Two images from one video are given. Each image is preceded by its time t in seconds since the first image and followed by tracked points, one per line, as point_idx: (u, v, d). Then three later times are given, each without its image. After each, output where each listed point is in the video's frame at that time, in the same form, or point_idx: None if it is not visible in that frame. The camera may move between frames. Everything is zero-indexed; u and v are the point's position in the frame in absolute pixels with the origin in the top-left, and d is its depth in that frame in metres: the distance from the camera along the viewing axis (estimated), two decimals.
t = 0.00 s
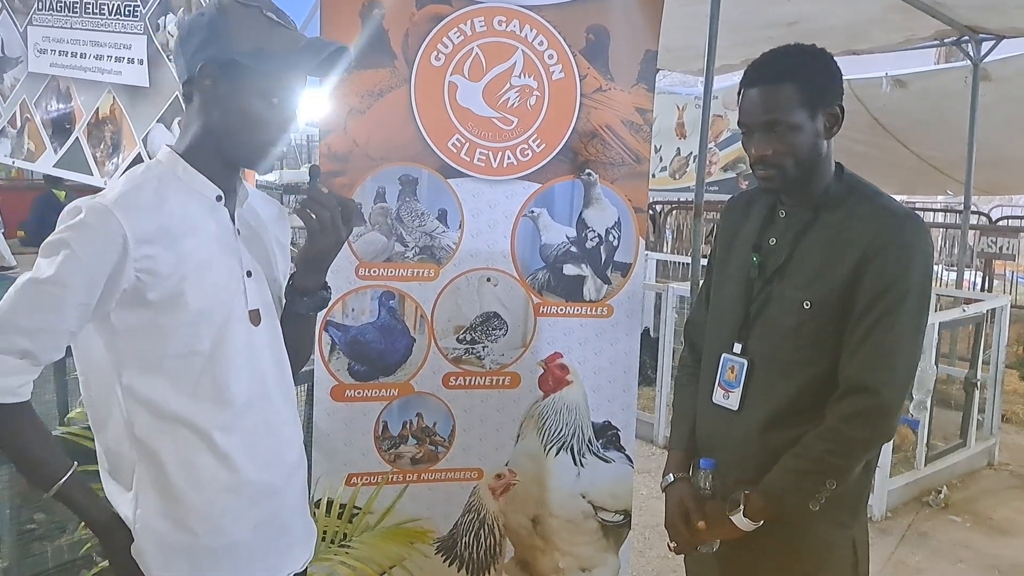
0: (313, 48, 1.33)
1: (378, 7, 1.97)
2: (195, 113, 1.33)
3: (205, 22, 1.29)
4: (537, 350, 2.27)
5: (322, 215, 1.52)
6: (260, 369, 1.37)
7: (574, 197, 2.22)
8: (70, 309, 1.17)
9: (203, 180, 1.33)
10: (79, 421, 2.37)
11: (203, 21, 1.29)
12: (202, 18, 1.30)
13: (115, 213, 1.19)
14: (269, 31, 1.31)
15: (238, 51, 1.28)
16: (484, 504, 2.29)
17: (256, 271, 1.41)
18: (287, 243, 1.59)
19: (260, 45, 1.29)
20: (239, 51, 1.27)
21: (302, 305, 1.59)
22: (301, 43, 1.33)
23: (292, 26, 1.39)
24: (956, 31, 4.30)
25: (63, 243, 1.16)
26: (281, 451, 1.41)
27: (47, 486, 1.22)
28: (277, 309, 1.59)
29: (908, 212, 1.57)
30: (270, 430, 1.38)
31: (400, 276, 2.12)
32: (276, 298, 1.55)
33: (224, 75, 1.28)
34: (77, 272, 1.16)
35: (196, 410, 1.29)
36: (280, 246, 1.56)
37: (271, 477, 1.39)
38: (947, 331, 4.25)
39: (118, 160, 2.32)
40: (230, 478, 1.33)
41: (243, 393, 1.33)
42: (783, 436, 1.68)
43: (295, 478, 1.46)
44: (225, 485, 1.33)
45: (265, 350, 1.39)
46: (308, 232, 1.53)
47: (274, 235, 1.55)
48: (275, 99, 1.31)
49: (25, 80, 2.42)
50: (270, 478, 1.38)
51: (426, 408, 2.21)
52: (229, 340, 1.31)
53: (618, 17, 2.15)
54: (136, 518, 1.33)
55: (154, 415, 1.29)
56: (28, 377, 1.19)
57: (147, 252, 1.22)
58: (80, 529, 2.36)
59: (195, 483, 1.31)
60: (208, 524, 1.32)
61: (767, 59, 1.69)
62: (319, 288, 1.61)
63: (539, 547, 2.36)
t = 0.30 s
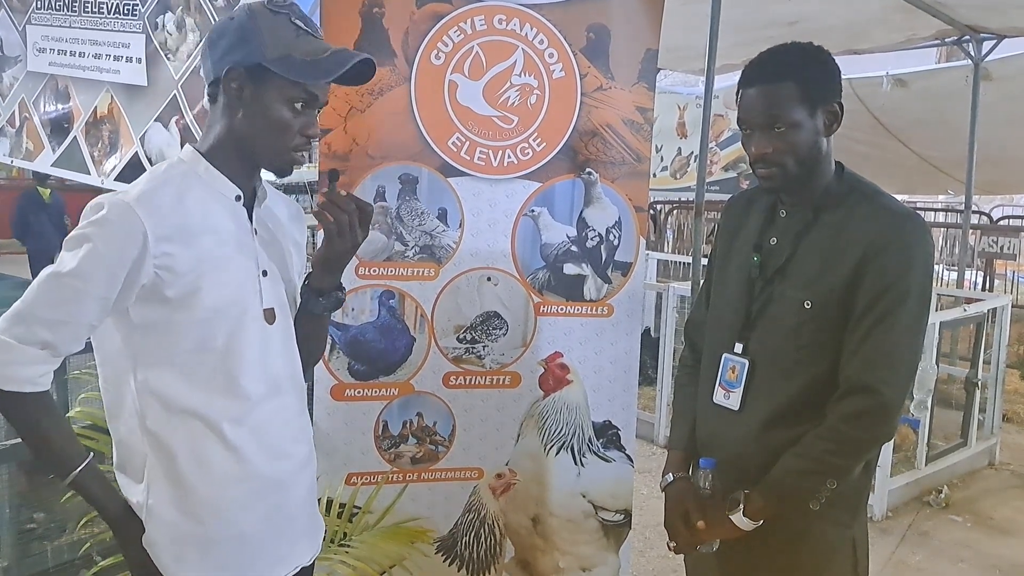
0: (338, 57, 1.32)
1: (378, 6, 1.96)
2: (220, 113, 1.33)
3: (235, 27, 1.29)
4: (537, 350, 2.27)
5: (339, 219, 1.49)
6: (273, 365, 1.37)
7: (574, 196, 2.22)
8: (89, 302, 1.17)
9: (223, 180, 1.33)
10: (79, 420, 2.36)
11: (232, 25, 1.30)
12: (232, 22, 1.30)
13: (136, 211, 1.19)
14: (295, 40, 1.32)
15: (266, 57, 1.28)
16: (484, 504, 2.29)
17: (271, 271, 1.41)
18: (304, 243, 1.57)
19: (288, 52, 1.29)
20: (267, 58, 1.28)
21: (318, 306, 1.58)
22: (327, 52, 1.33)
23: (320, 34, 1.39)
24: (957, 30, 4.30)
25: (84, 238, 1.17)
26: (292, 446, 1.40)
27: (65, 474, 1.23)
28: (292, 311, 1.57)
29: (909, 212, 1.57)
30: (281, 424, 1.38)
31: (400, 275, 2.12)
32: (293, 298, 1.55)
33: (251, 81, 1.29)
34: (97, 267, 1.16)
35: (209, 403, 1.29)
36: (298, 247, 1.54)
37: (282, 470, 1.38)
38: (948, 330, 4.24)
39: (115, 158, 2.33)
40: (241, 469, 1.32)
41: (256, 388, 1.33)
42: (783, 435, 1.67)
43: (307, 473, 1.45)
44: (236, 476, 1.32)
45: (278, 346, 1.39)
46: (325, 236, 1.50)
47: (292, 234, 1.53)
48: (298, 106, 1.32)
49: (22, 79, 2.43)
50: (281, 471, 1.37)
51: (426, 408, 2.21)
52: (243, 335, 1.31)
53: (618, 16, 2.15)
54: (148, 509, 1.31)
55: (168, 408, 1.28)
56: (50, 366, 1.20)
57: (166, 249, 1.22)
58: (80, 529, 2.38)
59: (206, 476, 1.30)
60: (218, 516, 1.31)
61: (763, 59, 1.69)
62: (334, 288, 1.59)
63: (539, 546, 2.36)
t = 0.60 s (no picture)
0: (342, 56, 1.32)
1: (377, 4, 1.96)
2: (230, 112, 1.33)
3: (241, 27, 1.30)
4: (537, 349, 2.27)
5: (349, 216, 1.46)
6: (284, 363, 1.36)
7: (573, 196, 2.22)
8: (99, 298, 1.18)
9: (233, 179, 1.33)
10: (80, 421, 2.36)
11: (240, 25, 1.30)
12: (240, 22, 1.30)
13: (143, 210, 1.19)
14: (300, 38, 1.31)
15: (271, 56, 1.28)
16: (483, 503, 2.29)
17: (282, 269, 1.40)
18: (319, 244, 1.57)
19: (294, 50, 1.29)
20: (272, 56, 1.27)
21: (331, 304, 1.57)
22: (332, 50, 1.33)
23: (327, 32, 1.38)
24: (957, 29, 4.30)
25: (94, 236, 1.18)
26: (302, 445, 1.39)
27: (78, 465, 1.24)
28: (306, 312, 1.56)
29: (908, 212, 1.57)
30: (292, 421, 1.37)
31: (399, 274, 2.12)
32: (307, 300, 1.54)
33: (257, 79, 1.29)
34: (106, 264, 1.17)
35: (219, 400, 1.29)
36: (311, 248, 1.54)
37: (292, 467, 1.37)
38: (948, 330, 4.24)
39: (115, 158, 2.32)
40: (249, 467, 1.31)
41: (267, 385, 1.32)
42: (783, 435, 1.67)
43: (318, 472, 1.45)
44: (244, 472, 1.31)
45: (290, 343, 1.38)
46: (335, 233, 1.48)
47: (305, 235, 1.52)
48: (305, 104, 1.31)
49: (20, 79, 2.52)
50: (291, 469, 1.37)
51: (426, 407, 2.21)
52: (253, 333, 1.31)
53: (617, 15, 2.14)
54: (158, 504, 1.31)
55: (179, 404, 1.28)
56: (64, 361, 1.21)
57: (173, 248, 1.22)
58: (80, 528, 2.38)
59: (215, 472, 1.30)
60: (226, 512, 1.31)
61: (759, 59, 1.69)
62: (347, 287, 1.59)
63: (539, 546, 2.35)
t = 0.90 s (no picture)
0: (343, 49, 1.32)
1: (376, 4, 1.97)
2: (234, 113, 1.33)
3: (241, 27, 1.30)
4: (536, 348, 2.27)
5: (355, 211, 1.47)
6: (293, 360, 1.36)
7: (573, 195, 2.22)
8: (108, 295, 1.18)
9: (240, 176, 1.33)
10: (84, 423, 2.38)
11: (240, 25, 1.30)
12: (240, 22, 1.30)
13: (151, 208, 1.19)
14: (300, 35, 1.30)
15: (273, 54, 1.27)
16: (482, 502, 2.29)
17: (290, 266, 1.40)
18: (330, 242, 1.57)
19: (295, 48, 1.29)
20: (273, 54, 1.27)
21: (340, 300, 1.58)
22: (332, 45, 1.32)
23: (326, 28, 1.38)
24: (957, 28, 4.30)
25: (102, 234, 1.18)
26: (310, 442, 1.39)
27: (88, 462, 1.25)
28: (316, 311, 1.56)
29: (907, 210, 1.57)
30: (300, 419, 1.37)
31: (399, 273, 2.13)
32: (317, 298, 1.53)
33: (260, 78, 1.29)
34: (114, 261, 1.17)
35: (228, 397, 1.29)
36: (321, 245, 1.54)
37: (299, 465, 1.37)
38: (947, 328, 4.24)
39: (116, 157, 2.32)
40: (258, 464, 1.31)
41: (276, 382, 1.32)
42: (781, 434, 1.67)
43: (325, 470, 1.44)
44: (252, 470, 1.31)
45: (298, 340, 1.38)
46: (342, 228, 1.49)
47: (315, 233, 1.52)
48: (309, 101, 1.31)
49: (22, 78, 2.60)
50: (298, 466, 1.37)
51: (425, 406, 2.21)
52: (261, 330, 1.30)
53: (615, 14, 2.14)
54: (166, 501, 1.31)
55: (188, 401, 1.29)
56: (76, 358, 1.22)
57: (181, 245, 1.22)
58: (80, 526, 2.40)
59: (224, 469, 1.30)
60: (234, 510, 1.31)
61: (757, 59, 1.69)
62: (355, 282, 1.59)
63: (538, 544, 2.36)
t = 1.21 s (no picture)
0: (346, 48, 1.32)
1: (375, 3, 1.97)
2: (236, 112, 1.33)
3: (243, 27, 1.29)
4: (536, 347, 2.27)
5: (359, 207, 1.44)
6: (297, 358, 1.36)
7: (573, 194, 2.21)
8: (113, 295, 1.18)
9: (242, 174, 1.32)
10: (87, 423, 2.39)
11: (242, 24, 1.30)
12: (243, 21, 1.30)
13: (154, 207, 1.19)
14: (302, 34, 1.30)
15: (276, 52, 1.27)
16: (482, 501, 2.29)
17: (294, 263, 1.40)
18: (330, 239, 1.58)
19: (298, 46, 1.28)
20: (276, 52, 1.27)
21: (344, 297, 1.57)
22: (335, 43, 1.32)
23: (328, 28, 1.37)
24: (957, 27, 4.29)
25: (106, 233, 1.18)
26: (313, 439, 1.39)
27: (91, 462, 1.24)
28: (319, 306, 1.56)
29: (907, 209, 1.56)
30: (304, 416, 1.37)
31: (399, 272, 2.13)
32: (318, 294, 1.53)
33: (263, 77, 1.28)
34: (119, 260, 1.16)
35: (233, 395, 1.29)
36: (321, 242, 1.54)
37: (302, 463, 1.36)
38: (947, 328, 4.24)
39: (118, 156, 2.32)
40: (263, 461, 1.31)
41: (281, 379, 1.32)
42: (781, 433, 1.67)
43: (327, 468, 1.44)
44: (257, 467, 1.31)
45: (302, 338, 1.38)
46: (346, 225, 1.46)
47: (316, 230, 1.53)
48: (311, 100, 1.31)
49: (24, 77, 2.61)
50: (302, 464, 1.36)
51: (425, 405, 2.21)
52: (266, 328, 1.30)
53: (615, 13, 2.14)
54: (172, 500, 1.31)
55: (192, 400, 1.28)
56: (80, 358, 1.21)
57: (186, 243, 1.22)
58: (79, 526, 2.39)
59: (230, 467, 1.30)
60: (240, 507, 1.31)
61: (757, 59, 1.69)
62: (360, 278, 1.57)
63: (538, 543, 2.35)
